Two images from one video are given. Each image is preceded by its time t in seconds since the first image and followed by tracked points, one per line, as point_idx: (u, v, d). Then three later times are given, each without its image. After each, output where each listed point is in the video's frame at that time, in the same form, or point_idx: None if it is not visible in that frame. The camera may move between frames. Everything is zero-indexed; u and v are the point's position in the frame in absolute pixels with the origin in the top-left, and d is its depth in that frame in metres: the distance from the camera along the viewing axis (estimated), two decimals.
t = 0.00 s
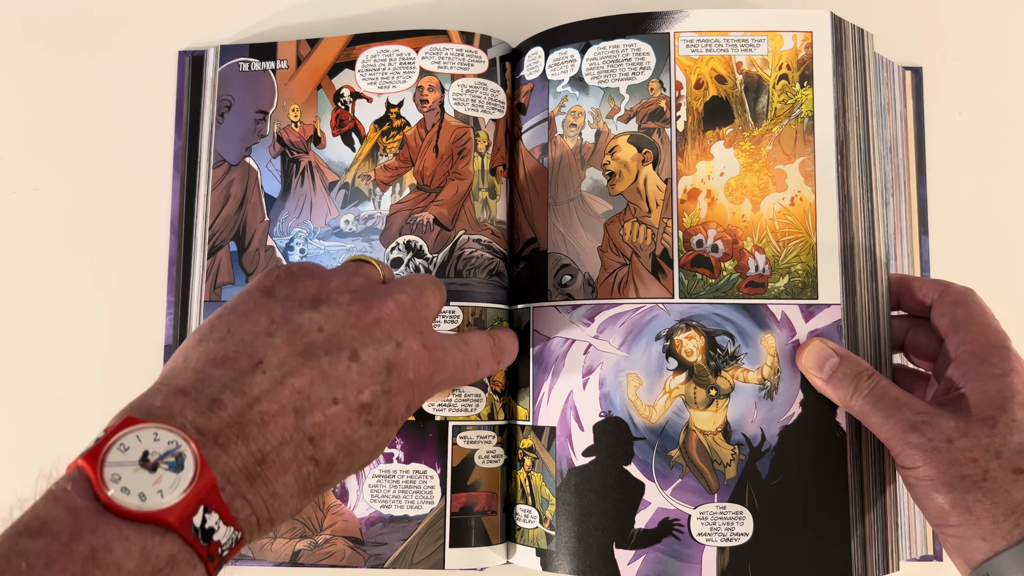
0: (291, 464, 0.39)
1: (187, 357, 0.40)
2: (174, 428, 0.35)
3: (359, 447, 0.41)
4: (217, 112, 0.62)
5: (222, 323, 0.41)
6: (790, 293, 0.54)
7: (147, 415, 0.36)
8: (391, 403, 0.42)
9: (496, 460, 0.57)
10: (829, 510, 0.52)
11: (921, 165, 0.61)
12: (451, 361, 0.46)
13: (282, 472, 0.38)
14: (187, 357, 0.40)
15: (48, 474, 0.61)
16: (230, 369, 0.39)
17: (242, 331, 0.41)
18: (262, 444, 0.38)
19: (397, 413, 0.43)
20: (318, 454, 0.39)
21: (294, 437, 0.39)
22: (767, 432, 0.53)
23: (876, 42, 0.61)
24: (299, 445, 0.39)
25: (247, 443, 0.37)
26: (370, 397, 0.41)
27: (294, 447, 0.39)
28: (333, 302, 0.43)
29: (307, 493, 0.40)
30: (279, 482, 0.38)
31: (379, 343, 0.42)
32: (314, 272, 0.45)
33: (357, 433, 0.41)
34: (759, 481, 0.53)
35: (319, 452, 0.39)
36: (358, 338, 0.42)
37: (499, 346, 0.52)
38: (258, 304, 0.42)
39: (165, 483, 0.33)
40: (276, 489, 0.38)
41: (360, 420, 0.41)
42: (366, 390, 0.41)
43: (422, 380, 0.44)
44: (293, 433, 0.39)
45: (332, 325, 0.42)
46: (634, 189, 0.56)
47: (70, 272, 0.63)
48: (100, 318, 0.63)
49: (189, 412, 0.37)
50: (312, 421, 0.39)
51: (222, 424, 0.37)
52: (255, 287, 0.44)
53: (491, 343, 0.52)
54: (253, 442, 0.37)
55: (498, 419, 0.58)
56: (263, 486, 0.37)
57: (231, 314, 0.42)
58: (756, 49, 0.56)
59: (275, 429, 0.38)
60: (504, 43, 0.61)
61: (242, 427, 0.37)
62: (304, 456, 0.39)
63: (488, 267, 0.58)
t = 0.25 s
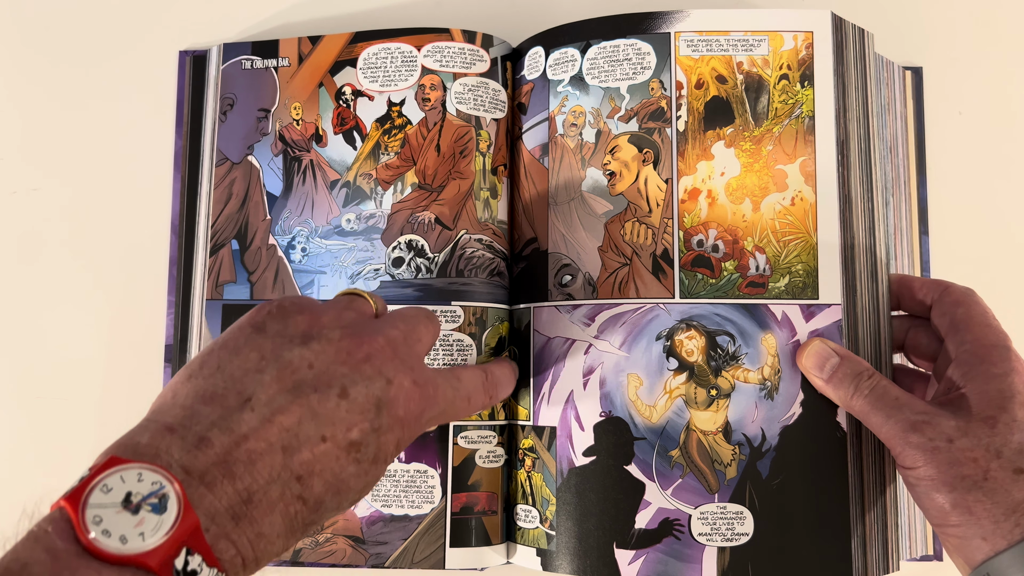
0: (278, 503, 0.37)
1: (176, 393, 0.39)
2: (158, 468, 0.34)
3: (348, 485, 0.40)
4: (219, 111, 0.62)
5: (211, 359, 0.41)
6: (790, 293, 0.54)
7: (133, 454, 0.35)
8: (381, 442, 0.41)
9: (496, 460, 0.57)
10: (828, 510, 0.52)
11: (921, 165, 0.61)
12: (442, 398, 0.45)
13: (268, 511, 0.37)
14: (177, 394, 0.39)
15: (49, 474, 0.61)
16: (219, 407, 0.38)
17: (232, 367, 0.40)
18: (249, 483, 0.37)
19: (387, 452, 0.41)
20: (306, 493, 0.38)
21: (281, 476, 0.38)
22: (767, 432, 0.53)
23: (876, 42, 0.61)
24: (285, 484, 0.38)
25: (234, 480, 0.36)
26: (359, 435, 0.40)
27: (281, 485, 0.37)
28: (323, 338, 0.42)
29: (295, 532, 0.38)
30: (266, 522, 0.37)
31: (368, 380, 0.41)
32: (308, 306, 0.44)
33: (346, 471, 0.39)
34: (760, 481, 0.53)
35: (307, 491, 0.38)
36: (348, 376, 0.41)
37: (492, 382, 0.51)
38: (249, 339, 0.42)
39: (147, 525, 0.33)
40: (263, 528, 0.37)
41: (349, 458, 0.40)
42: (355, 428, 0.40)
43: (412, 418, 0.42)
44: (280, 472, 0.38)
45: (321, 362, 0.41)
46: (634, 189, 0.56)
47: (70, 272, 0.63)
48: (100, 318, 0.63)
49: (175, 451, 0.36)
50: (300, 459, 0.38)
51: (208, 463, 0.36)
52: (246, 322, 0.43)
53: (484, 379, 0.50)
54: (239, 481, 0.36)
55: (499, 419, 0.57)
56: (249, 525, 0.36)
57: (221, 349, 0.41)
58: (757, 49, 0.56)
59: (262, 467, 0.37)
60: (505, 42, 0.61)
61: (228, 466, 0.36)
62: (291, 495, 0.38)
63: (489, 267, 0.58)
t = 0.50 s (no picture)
0: (268, 542, 0.36)
1: (167, 429, 0.38)
2: (145, 507, 0.34)
3: (339, 524, 0.39)
4: (221, 109, 0.62)
5: (203, 397, 0.40)
6: (790, 293, 0.54)
7: (123, 494, 0.34)
8: (374, 479, 0.40)
9: (497, 460, 0.57)
10: (828, 510, 0.52)
11: (921, 165, 0.61)
12: (434, 433, 0.45)
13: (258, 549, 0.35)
14: (167, 430, 0.38)
15: (49, 474, 0.61)
16: (210, 444, 0.37)
17: (224, 404, 0.40)
18: (239, 521, 0.35)
19: (379, 489, 0.41)
20: (297, 531, 0.37)
21: (272, 514, 0.36)
22: (767, 432, 0.53)
23: (876, 42, 0.60)
24: (277, 522, 0.36)
25: (224, 518, 0.35)
26: (352, 472, 0.39)
27: (272, 524, 0.36)
28: (316, 373, 0.42)
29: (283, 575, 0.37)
30: (254, 562, 0.35)
31: (361, 416, 0.41)
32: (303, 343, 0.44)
33: (338, 509, 0.38)
34: (760, 481, 0.53)
35: (298, 529, 0.37)
36: (341, 411, 0.40)
37: (485, 415, 0.51)
38: (241, 374, 0.41)
39: (133, 566, 0.33)
40: (251, 569, 0.35)
41: (341, 495, 0.39)
42: (348, 464, 0.39)
43: (405, 454, 0.42)
44: (271, 510, 0.36)
45: (314, 398, 0.41)
46: (634, 189, 0.56)
47: (70, 273, 0.63)
48: (100, 319, 0.63)
49: (164, 490, 0.34)
50: (292, 496, 0.37)
51: (199, 501, 0.35)
52: (238, 358, 0.43)
53: (477, 413, 0.50)
54: (230, 520, 0.35)
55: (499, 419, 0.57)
56: (237, 565, 0.35)
57: (212, 385, 0.41)
58: (757, 49, 0.56)
59: (253, 505, 0.36)
60: (505, 42, 0.61)
61: (219, 504, 0.35)
62: (282, 533, 0.36)
63: (490, 267, 0.58)
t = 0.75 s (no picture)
0: None
1: (161, 479, 0.39)
2: (133, 561, 0.34)
3: None
4: (224, 108, 0.62)
5: (198, 448, 0.41)
6: (791, 293, 0.54)
7: (112, 546, 0.34)
8: (365, 531, 0.40)
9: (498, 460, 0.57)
10: (829, 510, 0.52)
11: (921, 166, 0.61)
12: (428, 486, 0.44)
13: None
14: (160, 482, 0.39)
15: (50, 474, 0.61)
16: (202, 496, 0.38)
17: (218, 455, 0.40)
18: None
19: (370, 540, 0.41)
20: None
21: (262, 568, 0.37)
22: (768, 432, 0.53)
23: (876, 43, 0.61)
24: None
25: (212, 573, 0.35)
26: (343, 526, 0.39)
27: None
28: (310, 425, 0.42)
29: None
30: None
31: (354, 469, 0.41)
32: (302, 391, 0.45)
33: (328, 562, 0.39)
34: (761, 481, 0.53)
35: None
36: (334, 465, 0.41)
37: (481, 464, 0.50)
38: (236, 424, 0.42)
39: None
40: None
41: (331, 549, 0.39)
42: (338, 518, 0.39)
43: (398, 509, 0.42)
44: (261, 564, 0.37)
45: (307, 449, 0.41)
46: (635, 189, 0.56)
47: (71, 273, 0.63)
48: (101, 319, 0.63)
49: (153, 542, 0.35)
50: (282, 549, 0.37)
51: (190, 552, 0.35)
52: (234, 407, 0.43)
53: (472, 463, 0.49)
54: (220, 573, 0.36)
55: (500, 419, 0.57)
56: None
57: (208, 435, 0.41)
58: (757, 50, 0.56)
59: (242, 558, 0.36)
60: (506, 42, 0.61)
61: (207, 559, 0.36)
62: None
63: (490, 267, 0.58)
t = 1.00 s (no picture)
0: None
1: (144, 518, 0.40)
2: None
3: None
4: (225, 105, 0.62)
5: (179, 488, 0.41)
6: (792, 294, 0.54)
7: None
8: (350, 558, 0.39)
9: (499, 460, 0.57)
10: (830, 510, 0.52)
11: (922, 166, 0.61)
12: (412, 509, 0.41)
13: None
14: (145, 518, 0.40)
15: (50, 474, 0.61)
16: (181, 534, 0.39)
17: (196, 494, 0.40)
18: None
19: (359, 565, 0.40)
20: None
21: None
22: (769, 432, 0.53)
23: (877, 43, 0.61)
24: None
25: None
26: (325, 557, 0.39)
27: None
28: (286, 459, 0.41)
29: None
30: None
31: (330, 503, 0.40)
32: (277, 422, 0.43)
33: None
34: (762, 481, 0.53)
35: None
36: (309, 499, 0.40)
37: (469, 473, 0.44)
38: (219, 455, 0.42)
39: None
40: None
41: None
42: (318, 550, 0.39)
43: (381, 537, 0.40)
44: None
45: (282, 486, 0.40)
46: (636, 189, 0.56)
47: (71, 273, 0.63)
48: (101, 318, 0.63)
49: None
50: None
51: None
52: (218, 439, 0.43)
53: (458, 477, 0.44)
54: None
55: (501, 419, 0.57)
56: None
57: (192, 467, 0.42)
58: (759, 50, 0.56)
59: None
60: (507, 42, 0.61)
61: None
62: None
63: (491, 267, 0.58)
